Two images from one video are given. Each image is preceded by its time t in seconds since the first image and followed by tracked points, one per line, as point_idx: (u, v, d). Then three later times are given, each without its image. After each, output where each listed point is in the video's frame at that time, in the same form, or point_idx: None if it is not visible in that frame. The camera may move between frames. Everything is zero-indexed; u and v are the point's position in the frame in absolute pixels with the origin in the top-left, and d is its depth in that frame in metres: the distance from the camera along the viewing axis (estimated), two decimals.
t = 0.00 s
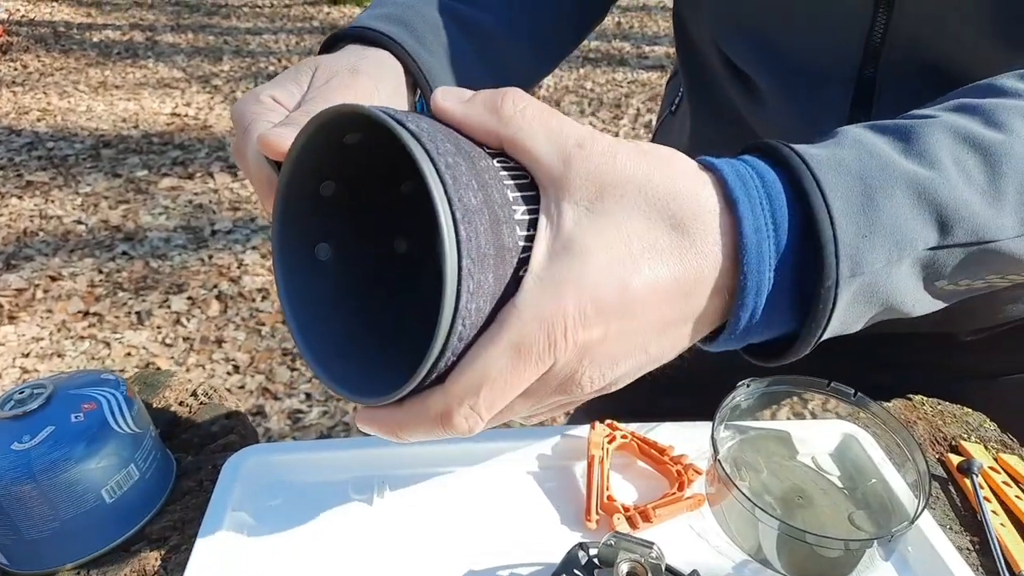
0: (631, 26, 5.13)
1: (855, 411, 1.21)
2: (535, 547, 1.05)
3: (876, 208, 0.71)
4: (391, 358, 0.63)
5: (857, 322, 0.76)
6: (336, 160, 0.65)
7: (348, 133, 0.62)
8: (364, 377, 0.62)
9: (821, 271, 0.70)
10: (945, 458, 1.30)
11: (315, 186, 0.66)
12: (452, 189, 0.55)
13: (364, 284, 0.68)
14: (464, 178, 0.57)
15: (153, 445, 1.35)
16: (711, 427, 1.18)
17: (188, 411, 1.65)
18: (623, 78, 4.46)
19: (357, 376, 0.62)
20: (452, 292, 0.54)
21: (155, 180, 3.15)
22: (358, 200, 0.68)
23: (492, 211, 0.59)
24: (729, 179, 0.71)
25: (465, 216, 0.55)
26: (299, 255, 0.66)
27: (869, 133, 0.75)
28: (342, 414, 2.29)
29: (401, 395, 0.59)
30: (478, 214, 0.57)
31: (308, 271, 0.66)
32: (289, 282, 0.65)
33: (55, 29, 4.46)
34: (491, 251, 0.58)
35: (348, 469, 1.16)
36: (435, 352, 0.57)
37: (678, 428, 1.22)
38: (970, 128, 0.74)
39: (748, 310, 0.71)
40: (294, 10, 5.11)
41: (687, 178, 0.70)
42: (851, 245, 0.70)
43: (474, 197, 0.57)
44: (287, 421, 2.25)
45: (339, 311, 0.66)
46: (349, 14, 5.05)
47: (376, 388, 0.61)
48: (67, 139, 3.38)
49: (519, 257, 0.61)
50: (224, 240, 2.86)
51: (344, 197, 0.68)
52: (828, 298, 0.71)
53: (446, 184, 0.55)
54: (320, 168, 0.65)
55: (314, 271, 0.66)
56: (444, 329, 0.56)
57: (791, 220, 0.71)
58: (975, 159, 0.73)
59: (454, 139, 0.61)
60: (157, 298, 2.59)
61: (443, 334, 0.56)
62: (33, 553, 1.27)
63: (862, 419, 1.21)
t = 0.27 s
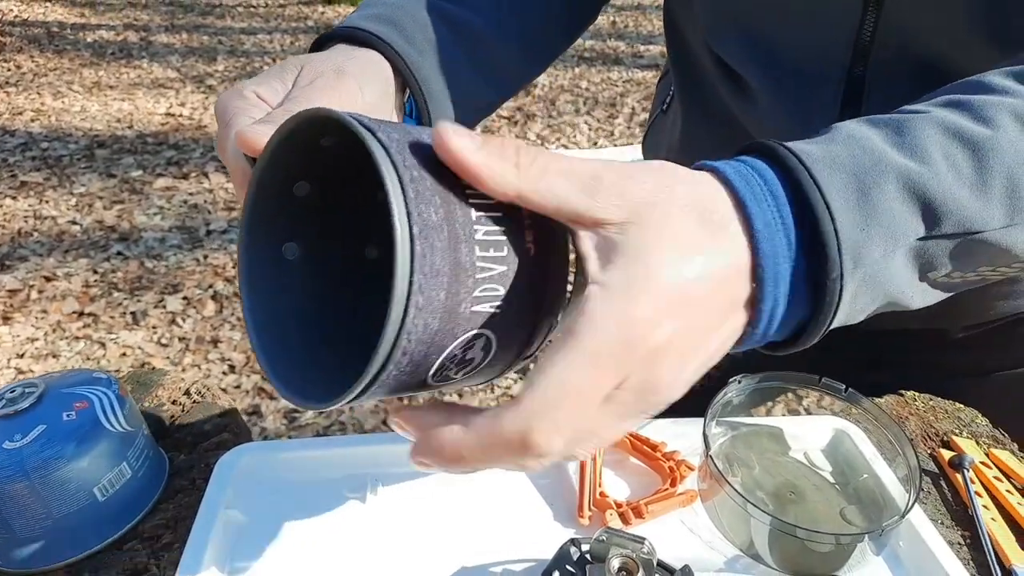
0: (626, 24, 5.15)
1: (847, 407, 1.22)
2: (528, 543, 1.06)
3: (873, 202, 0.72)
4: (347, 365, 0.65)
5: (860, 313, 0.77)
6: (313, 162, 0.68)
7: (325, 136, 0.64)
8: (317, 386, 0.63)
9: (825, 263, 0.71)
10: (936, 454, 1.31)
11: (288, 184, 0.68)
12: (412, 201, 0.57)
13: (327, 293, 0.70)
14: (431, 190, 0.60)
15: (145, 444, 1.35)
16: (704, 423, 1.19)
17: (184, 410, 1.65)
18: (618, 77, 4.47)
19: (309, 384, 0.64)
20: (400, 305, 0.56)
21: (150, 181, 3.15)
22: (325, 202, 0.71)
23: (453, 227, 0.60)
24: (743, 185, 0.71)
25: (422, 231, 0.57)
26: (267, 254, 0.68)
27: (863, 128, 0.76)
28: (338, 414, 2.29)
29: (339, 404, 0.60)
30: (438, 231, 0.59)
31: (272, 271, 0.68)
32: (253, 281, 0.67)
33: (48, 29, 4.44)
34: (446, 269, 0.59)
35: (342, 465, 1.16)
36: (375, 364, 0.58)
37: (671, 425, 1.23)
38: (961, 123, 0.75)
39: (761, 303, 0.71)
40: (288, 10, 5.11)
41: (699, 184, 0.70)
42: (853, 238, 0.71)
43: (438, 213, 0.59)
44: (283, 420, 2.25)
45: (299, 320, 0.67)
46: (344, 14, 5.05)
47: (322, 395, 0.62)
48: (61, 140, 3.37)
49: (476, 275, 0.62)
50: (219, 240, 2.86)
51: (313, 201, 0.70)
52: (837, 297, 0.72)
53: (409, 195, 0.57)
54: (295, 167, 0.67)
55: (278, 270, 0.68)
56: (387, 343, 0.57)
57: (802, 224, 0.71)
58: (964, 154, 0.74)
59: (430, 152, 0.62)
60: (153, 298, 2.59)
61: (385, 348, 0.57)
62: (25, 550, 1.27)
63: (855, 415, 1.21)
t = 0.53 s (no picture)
0: (625, 25, 5.16)
1: (848, 407, 1.22)
2: (530, 542, 1.05)
3: (957, 190, 0.88)
4: (236, 363, 0.88)
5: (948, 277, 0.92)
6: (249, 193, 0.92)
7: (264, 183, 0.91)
8: (228, 389, 0.86)
9: (922, 237, 0.87)
10: (936, 453, 1.31)
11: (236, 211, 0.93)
12: (297, 251, 0.73)
13: (239, 313, 0.92)
14: (316, 240, 0.75)
15: (147, 445, 1.34)
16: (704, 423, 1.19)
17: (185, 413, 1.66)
18: (617, 78, 4.48)
19: (212, 383, 0.87)
20: (278, 340, 0.74)
21: (150, 183, 3.15)
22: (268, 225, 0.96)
23: (343, 274, 0.76)
24: (851, 173, 0.87)
25: (303, 277, 0.73)
26: (213, 272, 0.92)
27: (945, 131, 0.92)
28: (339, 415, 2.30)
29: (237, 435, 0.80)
30: (320, 274, 0.75)
31: (220, 283, 0.93)
32: (194, 295, 0.91)
33: (49, 32, 4.45)
34: (330, 314, 0.76)
35: (342, 466, 1.15)
36: (264, 384, 0.75)
37: (671, 426, 1.23)
38: None
39: (882, 270, 0.88)
40: (287, 12, 5.12)
41: (720, 173, 0.85)
42: (945, 218, 0.87)
43: (325, 262, 0.75)
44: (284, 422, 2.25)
45: (233, 325, 0.91)
46: (344, 16, 5.07)
47: (221, 419, 0.82)
48: (61, 143, 3.38)
49: (368, 322, 0.78)
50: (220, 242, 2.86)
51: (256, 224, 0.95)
52: (933, 263, 0.88)
53: (294, 243, 0.73)
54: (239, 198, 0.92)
55: (223, 281, 0.93)
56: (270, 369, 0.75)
57: (905, 207, 0.87)
58: None
59: (328, 202, 0.77)
60: (154, 301, 2.59)
61: (268, 374, 0.75)
62: (27, 555, 1.26)
63: (855, 415, 1.22)
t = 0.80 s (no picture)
0: (629, 29, 5.18)
1: (855, 409, 1.22)
2: (537, 546, 1.05)
3: (928, 184, 0.91)
4: (238, 370, 0.89)
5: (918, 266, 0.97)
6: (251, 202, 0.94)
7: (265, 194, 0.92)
8: (230, 395, 0.87)
9: (890, 230, 0.92)
10: (943, 455, 1.31)
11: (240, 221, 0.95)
12: (290, 255, 0.74)
13: (243, 320, 0.93)
14: (309, 245, 0.76)
15: (158, 451, 1.36)
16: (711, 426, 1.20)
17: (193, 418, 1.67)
18: (621, 81, 4.50)
19: (214, 389, 0.87)
20: (271, 344, 0.75)
21: (157, 190, 3.17)
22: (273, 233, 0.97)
23: (336, 278, 0.77)
24: (831, 163, 0.91)
25: (296, 283, 0.74)
26: (218, 279, 0.94)
27: (930, 122, 0.94)
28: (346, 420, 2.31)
29: (232, 439, 0.81)
30: (312, 278, 0.75)
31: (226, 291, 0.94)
32: (198, 301, 0.92)
33: (56, 40, 4.49)
34: (324, 318, 0.77)
35: (351, 471, 1.15)
36: (259, 387, 0.76)
37: (678, 429, 1.24)
38: (1009, 120, 0.92)
39: (849, 256, 0.93)
40: (292, 18, 5.15)
41: (717, 164, 0.88)
42: (913, 211, 0.92)
43: (319, 266, 0.76)
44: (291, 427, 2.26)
45: (235, 331, 0.92)
46: (348, 22, 5.10)
47: (218, 422, 0.83)
48: (69, 150, 3.40)
49: (362, 326, 0.79)
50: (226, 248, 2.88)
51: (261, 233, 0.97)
52: (900, 251, 0.93)
53: (286, 246, 0.74)
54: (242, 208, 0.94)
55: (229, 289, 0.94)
56: (263, 373, 0.76)
57: (878, 198, 0.91)
58: (1010, 151, 0.92)
59: (322, 207, 0.78)
60: (161, 307, 2.61)
61: (261, 377, 0.76)
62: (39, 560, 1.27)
63: (862, 418, 1.22)
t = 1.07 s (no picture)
0: (630, 33, 5.20)
1: (853, 410, 1.23)
2: (537, 545, 1.06)
3: (938, 192, 0.92)
4: (238, 358, 0.90)
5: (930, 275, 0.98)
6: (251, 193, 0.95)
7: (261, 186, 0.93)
8: (230, 382, 0.88)
9: (902, 238, 0.92)
10: (941, 456, 1.32)
11: (240, 212, 0.96)
12: (291, 240, 0.75)
13: (242, 309, 0.94)
14: (310, 230, 0.77)
15: (162, 450, 1.36)
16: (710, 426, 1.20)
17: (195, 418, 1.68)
18: (622, 84, 4.51)
19: (214, 378, 0.88)
20: (272, 329, 0.75)
21: (158, 192, 3.19)
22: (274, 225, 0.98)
23: (337, 264, 0.78)
24: (842, 173, 0.91)
25: (297, 268, 0.75)
26: (217, 269, 0.95)
27: (939, 130, 0.95)
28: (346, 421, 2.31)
29: (232, 427, 0.82)
30: (313, 264, 0.76)
31: (225, 281, 0.95)
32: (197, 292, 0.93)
33: (57, 42, 4.51)
34: (325, 304, 0.78)
35: (353, 470, 1.16)
36: (260, 372, 0.77)
37: (678, 429, 1.24)
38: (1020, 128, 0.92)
39: (861, 263, 0.94)
40: (293, 21, 5.17)
41: (727, 178, 0.88)
42: (924, 220, 0.92)
43: (320, 251, 0.77)
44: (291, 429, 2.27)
45: (234, 322, 0.93)
46: (349, 24, 5.12)
47: (217, 411, 0.84)
48: (70, 152, 3.42)
49: (363, 313, 0.80)
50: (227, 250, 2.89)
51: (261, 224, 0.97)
52: (913, 259, 0.93)
53: (287, 232, 0.75)
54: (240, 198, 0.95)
55: (227, 279, 0.95)
56: (264, 358, 0.76)
57: (889, 206, 0.92)
58: (1020, 156, 0.92)
59: (322, 194, 0.80)
60: (162, 308, 2.62)
61: (262, 362, 0.76)
62: (43, 557, 1.27)
63: (860, 419, 1.23)
